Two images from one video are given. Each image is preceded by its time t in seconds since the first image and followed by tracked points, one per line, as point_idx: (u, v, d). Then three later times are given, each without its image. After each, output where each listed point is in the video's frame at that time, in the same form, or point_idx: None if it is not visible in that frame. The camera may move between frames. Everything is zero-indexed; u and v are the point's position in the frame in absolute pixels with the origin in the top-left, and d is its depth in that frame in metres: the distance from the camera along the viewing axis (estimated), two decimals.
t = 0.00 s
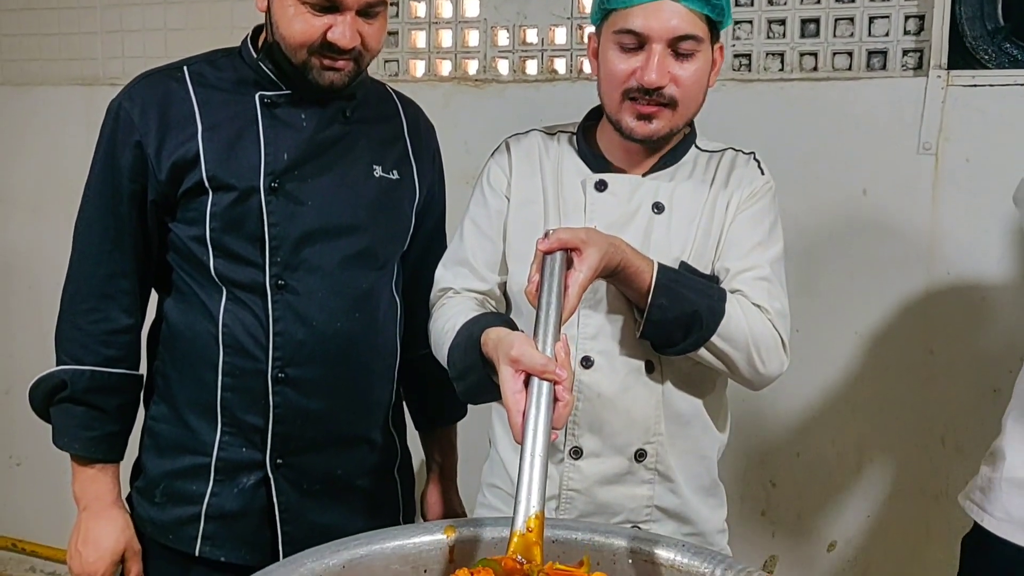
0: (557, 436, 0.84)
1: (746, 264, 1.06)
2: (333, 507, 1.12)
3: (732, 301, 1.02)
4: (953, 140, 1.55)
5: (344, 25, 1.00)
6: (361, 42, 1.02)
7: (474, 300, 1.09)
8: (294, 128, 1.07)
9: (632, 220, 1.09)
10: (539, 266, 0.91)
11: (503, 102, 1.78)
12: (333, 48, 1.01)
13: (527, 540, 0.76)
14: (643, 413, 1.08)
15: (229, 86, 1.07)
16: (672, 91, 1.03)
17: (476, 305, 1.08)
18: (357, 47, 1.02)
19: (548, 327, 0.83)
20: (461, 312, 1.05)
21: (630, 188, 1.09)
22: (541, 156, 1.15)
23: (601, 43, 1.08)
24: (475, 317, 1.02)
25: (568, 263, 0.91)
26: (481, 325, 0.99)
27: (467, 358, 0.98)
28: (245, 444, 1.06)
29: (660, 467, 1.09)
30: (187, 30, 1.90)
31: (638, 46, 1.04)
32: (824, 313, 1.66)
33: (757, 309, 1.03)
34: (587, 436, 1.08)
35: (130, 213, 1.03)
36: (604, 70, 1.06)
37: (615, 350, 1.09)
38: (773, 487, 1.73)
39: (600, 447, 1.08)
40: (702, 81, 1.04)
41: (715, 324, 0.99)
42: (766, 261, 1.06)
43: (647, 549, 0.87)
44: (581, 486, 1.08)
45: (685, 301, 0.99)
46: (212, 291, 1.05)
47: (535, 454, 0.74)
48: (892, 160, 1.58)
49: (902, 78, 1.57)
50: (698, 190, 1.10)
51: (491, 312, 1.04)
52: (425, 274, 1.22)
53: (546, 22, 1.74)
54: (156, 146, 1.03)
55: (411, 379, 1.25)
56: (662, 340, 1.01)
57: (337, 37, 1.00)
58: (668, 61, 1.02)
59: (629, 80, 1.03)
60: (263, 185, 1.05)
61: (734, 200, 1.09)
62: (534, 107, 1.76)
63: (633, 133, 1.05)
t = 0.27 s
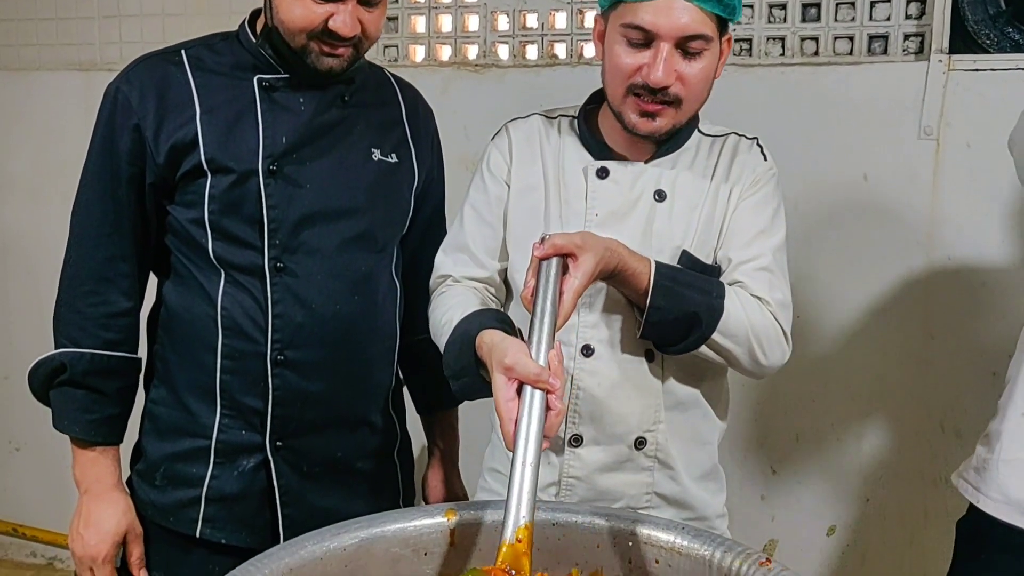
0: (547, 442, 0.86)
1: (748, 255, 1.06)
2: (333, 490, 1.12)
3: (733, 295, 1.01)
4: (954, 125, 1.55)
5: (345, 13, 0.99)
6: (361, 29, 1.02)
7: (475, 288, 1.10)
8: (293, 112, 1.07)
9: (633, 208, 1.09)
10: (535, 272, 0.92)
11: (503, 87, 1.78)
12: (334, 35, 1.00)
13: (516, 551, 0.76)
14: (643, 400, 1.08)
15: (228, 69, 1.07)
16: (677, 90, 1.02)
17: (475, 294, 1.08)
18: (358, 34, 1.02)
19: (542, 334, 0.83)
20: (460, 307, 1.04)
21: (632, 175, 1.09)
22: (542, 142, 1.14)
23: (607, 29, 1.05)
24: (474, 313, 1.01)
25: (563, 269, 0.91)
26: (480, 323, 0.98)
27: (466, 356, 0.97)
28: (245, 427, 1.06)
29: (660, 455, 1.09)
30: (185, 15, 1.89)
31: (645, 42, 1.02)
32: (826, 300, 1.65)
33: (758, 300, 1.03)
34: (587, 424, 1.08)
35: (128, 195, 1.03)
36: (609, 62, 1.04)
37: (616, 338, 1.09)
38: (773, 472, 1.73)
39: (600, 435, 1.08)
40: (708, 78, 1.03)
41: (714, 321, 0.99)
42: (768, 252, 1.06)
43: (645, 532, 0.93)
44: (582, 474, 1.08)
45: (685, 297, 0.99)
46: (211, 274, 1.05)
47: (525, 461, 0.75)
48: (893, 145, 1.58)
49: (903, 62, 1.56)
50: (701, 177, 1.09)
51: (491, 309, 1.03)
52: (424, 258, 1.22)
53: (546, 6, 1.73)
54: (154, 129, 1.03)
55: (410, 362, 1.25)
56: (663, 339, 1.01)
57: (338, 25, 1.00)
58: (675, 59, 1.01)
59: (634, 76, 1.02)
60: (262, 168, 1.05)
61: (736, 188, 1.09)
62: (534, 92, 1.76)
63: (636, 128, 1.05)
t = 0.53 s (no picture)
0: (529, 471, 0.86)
1: (748, 254, 1.05)
2: (331, 477, 1.12)
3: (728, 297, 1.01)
4: (955, 114, 1.54)
5: (345, 6, 0.98)
6: (362, 22, 1.01)
7: (470, 284, 1.10)
8: (292, 99, 1.06)
9: (634, 203, 1.08)
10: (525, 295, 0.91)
11: (503, 76, 1.77)
12: (335, 28, 1.00)
13: None
14: (643, 395, 1.08)
15: (226, 56, 1.06)
16: (680, 93, 1.02)
17: (469, 292, 1.08)
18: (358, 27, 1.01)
19: (529, 362, 0.84)
20: (453, 312, 1.03)
21: (633, 170, 1.09)
22: (541, 134, 1.13)
23: (609, 28, 1.04)
24: (469, 321, 1.00)
25: (554, 292, 0.91)
26: (475, 336, 0.97)
27: (457, 366, 0.96)
28: (243, 414, 1.06)
29: (660, 449, 1.09)
30: (184, 3, 1.89)
31: (648, 43, 1.01)
32: (827, 292, 1.65)
33: (755, 301, 1.02)
34: (587, 419, 1.08)
35: (125, 182, 1.03)
36: (611, 60, 1.03)
37: (615, 333, 1.08)
38: (772, 462, 1.73)
39: (600, 431, 1.08)
40: (711, 80, 1.03)
41: (713, 333, 1.00)
42: (769, 249, 1.06)
43: (643, 519, 0.96)
44: (581, 468, 1.09)
45: (680, 305, 0.99)
46: (208, 261, 1.05)
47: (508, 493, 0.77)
48: (895, 134, 1.57)
49: (904, 51, 1.55)
50: (702, 171, 1.09)
51: (484, 317, 1.02)
52: (423, 246, 1.21)
53: None
54: (152, 115, 1.02)
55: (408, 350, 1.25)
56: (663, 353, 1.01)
57: (339, 18, 0.99)
58: (678, 62, 1.00)
59: (637, 77, 1.01)
60: (261, 155, 1.04)
61: (737, 182, 1.09)
62: (534, 80, 1.75)
63: (637, 128, 1.04)
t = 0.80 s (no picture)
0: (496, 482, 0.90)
1: (754, 256, 1.05)
2: (328, 461, 1.13)
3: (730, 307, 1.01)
4: (957, 100, 1.54)
5: None
6: (359, 9, 1.01)
7: (461, 271, 1.11)
8: (290, 84, 1.06)
9: (637, 199, 1.08)
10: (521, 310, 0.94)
11: (504, 61, 1.77)
12: (333, 16, 1.00)
13: None
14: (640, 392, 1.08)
15: (225, 40, 1.06)
16: (684, 95, 1.00)
17: (458, 280, 1.08)
18: (356, 14, 1.01)
19: (515, 376, 0.87)
20: (441, 302, 1.03)
21: (636, 165, 1.08)
22: (543, 125, 1.12)
23: (616, 22, 1.01)
24: (458, 316, 1.00)
25: (549, 311, 0.94)
26: (464, 334, 0.97)
27: (442, 357, 0.96)
28: (241, 397, 1.07)
29: (657, 441, 1.09)
30: None
31: (654, 43, 0.98)
32: (829, 281, 1.65)
33: (760, 306, 1.02)
34: (585, 411, 1.08)
35: (123, 167, 1.03)
36: (615, 57, 1.01)
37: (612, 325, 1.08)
38: (773, 448, 1.74)
39: (599, 421, 1.08)
40: (716, 81, 1.01)
41: (719, 344, 1.00)
42: (773, 247, 1.05)
43: (643, 501, 1.00)
44: (578, 459, 1.10)
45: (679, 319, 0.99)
46: (206, 245, 1.05)
47: (478, 502, 0.80)
48: (896, 120, 1.57)
49: (906, 35, 1.54)
50: (706, 168, 1.09)
51: (473, 312, 1.02)
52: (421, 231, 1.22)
53: None
54: (149, 99, 1.02)
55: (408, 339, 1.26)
56: (672, 365, 1.01)
57: (336, 6, 0.99)
58: (683, 64, 0.98)
59: (641, 76, 0.99)
60: (258, 139, 1.04)
61: (740, 178, 1.08)
62: (535, 65, 1.75)
63: (639, 126, 1.03)
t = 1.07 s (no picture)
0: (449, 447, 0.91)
1: (765, 251, 1.05)
2: (328, 437, 1.13)
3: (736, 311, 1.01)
4: (960, 76, 1.52)
5: None
6: None
7: (450, 236, 1.10)
8: (287, 60, 1.06)
9: (643, 185, 1.07)
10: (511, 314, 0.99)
11: (505, 37, 1.75)
12: None
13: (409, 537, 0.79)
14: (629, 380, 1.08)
15: (221, 15, 1.05)
16: (698, 84, 0.98)
17: (446, 244, 1.07)
18: None
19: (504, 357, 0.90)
20: (430, 265, 1.02)
21: (644, 151, 1.07)
22: (553, 107, 1.10)
23: (632, 7, 0.99)
24: (446, 282, 0.99)
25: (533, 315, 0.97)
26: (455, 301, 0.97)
27: (431, 320, 0.95)
28: (240, 373, 1.07)
29: (651, 426, 1.10)
30: None
31: (670, 32, 0.96)
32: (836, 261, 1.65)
33: (767, 301, 1.02)
34: (580, 394, 1.09)
35: (121, 143, 1.03)
36: (630, 43, 0.99)
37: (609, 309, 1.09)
38: (774, 426, 1.75)
39: (592, 404, 1.10)
40: (732, 70, 0.99)
41: (726, 348, 1.00)
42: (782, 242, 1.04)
43: (644, 477, 1.00)
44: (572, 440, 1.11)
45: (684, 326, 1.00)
46: (204, 222, 1.05)
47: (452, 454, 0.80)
48: (899, 96, 1.55)
49: (910, 11, 1.52)
50: (715, 159, 1.07)
51: (461, 279, 1.02)
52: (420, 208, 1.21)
53: None
54: (146, 75, 1.01)
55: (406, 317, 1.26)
56: (685, 370, 1.02)
57: None
58: (699, 54, 0.96)
59: (655, 64, 0.98)
60: (255, 115, 1.04)
61: (751, 168, 1.07)
62: (537, 42, 1.74)
63: (651, 113, 1.02)
